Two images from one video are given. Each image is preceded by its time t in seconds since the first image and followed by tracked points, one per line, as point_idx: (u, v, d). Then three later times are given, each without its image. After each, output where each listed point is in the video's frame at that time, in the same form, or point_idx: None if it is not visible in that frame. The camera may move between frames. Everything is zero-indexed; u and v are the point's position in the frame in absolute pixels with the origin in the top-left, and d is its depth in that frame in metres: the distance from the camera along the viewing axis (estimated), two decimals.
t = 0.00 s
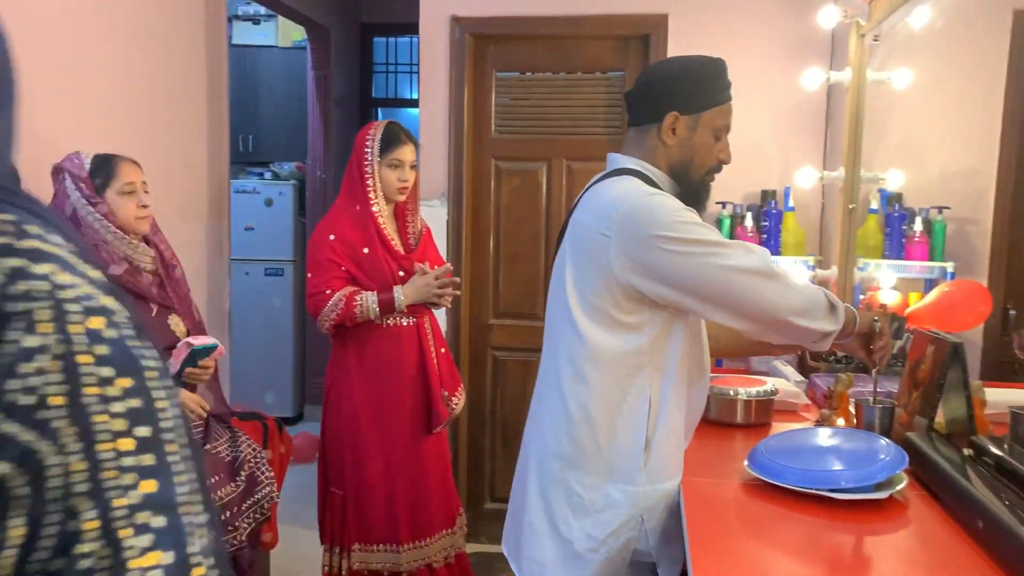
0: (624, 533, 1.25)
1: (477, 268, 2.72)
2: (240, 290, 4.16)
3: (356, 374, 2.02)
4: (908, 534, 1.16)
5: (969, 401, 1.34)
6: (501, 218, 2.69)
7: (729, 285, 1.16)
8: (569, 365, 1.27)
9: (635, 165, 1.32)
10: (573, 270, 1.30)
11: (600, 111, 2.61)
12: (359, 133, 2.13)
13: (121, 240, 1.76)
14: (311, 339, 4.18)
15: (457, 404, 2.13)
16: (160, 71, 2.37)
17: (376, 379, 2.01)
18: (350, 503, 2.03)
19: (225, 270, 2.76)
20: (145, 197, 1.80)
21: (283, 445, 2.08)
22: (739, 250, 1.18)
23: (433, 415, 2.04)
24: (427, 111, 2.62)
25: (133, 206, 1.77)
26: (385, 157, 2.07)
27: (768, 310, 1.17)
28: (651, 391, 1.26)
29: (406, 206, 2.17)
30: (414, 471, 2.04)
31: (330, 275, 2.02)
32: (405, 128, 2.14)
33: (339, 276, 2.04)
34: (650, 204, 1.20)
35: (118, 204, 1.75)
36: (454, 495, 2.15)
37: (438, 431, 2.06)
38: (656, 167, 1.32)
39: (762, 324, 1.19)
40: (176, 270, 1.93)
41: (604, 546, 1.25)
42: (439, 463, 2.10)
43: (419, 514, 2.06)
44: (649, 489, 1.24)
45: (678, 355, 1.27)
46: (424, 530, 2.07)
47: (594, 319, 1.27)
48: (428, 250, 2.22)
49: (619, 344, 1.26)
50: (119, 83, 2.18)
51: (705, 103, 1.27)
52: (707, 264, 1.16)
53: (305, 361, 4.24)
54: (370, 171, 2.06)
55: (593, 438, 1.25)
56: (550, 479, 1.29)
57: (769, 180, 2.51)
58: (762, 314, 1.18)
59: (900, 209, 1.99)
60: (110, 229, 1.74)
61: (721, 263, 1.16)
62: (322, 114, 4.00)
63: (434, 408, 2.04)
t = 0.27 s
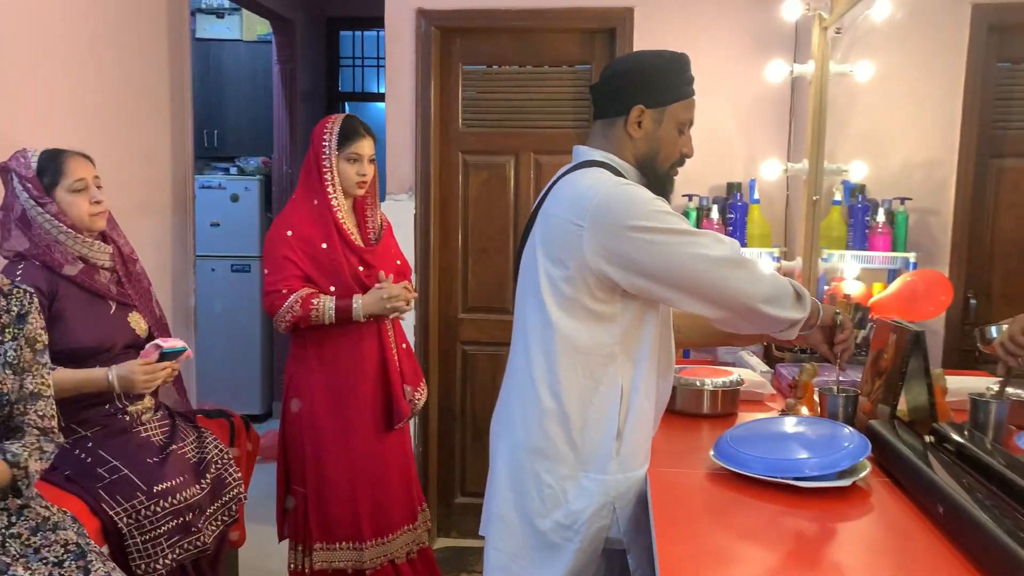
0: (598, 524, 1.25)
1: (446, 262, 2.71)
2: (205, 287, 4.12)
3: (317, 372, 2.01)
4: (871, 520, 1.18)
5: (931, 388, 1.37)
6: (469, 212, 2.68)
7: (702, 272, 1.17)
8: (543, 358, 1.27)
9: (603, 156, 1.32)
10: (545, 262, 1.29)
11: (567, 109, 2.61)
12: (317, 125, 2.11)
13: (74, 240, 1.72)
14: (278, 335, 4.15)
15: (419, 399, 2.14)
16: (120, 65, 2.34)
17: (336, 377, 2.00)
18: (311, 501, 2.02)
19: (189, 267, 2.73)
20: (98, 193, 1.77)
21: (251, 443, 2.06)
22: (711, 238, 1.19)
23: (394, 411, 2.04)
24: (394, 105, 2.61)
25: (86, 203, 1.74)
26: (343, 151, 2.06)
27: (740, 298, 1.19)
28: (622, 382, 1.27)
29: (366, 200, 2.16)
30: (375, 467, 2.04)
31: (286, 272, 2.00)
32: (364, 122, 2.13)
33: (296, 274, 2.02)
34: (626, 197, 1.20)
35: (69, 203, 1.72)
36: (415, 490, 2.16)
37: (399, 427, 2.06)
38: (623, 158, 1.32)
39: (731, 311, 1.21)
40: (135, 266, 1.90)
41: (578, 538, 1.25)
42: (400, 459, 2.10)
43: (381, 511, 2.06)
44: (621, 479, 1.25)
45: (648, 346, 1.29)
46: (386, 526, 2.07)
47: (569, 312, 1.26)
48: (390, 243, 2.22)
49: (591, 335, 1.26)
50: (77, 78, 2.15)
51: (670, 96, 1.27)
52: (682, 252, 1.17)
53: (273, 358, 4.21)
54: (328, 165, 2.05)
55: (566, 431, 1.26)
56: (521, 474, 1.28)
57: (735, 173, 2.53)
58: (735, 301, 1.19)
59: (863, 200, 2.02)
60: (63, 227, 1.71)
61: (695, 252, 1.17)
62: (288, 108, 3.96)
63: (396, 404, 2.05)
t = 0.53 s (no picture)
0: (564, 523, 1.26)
1: (423, 256, 2.70)
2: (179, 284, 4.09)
3: (288, 369, 2.00)
4: (848, 506, 1.19)
5: (903, 375, 1.39)
6: (446, 205, 2.68)
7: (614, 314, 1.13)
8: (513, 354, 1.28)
9: (577, 148, 1.32)
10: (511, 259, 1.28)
11: (542, 96, 2.61)
12: (284, 119, 2.09)
13: (38, 239, 1.70)
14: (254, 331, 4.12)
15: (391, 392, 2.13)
16: (89, 58, 2.31)
17: (307, 374, 1.99)
18: (285, 497, 2.02)
19: (163, 262, 2.70)
20: (60, 193, 1.74)
21: (227, 439, 2.05)
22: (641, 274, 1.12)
23: (364, 406, 2.03)
24: (369, 98, 2.59)
25: (46, 202, 1.71)
26: (311, 145, 2.05)
27: (654, 343, 1.13)
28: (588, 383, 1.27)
29: (335, 193, 2.15)
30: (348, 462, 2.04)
31: (254, 271, 1.98)
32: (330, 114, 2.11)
33: (263, 270, 2.00)
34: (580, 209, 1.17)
35: (30, 203, 1.70)
36: (389, 483, 2.16)
37: (370, 421, 2.06)
38: (598, 151, 1.32)
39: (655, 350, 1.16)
40: (108, 263, 1.88)
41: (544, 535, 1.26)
42: (373, 452, 2.10)
43: (354, 505, 2.05)
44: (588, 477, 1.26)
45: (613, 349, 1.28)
46: (359, 520, 2.07)
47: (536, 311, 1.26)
48: (361, 237, 2.21)
49: (558, 335, 1.26)
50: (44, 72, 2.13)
51: (648, 88, 1.27)
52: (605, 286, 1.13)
53: (249, 354, 4.18)
54: (296, 159, 2.03)
55: (532, 430, 1.26)
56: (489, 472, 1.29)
57: (710, 165, 2.54)
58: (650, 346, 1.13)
59: (837, 191, 2.03)
60: (24, 226, 1.69)
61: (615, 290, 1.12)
62: (262, 103, 3.93)
63: (365, 395, 2.03)
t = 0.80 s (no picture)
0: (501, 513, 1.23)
1: (402, 245, 2.69)
2: (156, 277, 4.04)
3: (271, 357, 1.99)
4: (829, 488, 1.20)
5: (882, 356, 1.40)
6: (424, 194, 2.66)
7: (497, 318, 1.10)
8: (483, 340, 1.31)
9: (560, 135, 1.31)
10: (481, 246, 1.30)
11: (521, 83, 2.60)
12: (262, 108, 2.08)
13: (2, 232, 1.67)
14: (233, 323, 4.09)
15: (376, 380, 2.12)
16: (58, 47, 2.27)
17: (290, 362, 1.98)
18: (267, 487, 2.00)
19: (140, 254, 2.67)
20: (17, 185, 1.69)
21: (206, 432, 2.03)
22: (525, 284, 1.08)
23: (348, 393, 2.02)
24: (345, 87, 2.57)
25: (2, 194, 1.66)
26: (287, 132, 2.03)
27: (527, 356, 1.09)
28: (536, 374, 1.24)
29: (315, 179, 2.13)
30: (330, 451, 2.03)
31: (233, 260, 1.97)
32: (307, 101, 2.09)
33: (240, 257, 1.99)
34: (512, 199, 1.14)
35: None
36: (373, 473, 2.14)
37: (354, 409, 2.04)
38: (583, 136, 1.32)
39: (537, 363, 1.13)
40: (83, 255, 1.85)
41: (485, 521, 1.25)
42: (357, 441, 2.09)
43: (337, 494, 2.04)
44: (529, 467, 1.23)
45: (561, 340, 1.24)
46: (342, 509, 2.05)
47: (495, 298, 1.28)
48: (343, 225, 2.19)
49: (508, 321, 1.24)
50: (14, 60, 2.10)
51: (637, 72, 1.27)
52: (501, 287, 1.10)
53: (228, 346, 4.15)
54: (273, 147, 2.02)
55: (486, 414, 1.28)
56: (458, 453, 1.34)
57: (689, 151, 2.54)
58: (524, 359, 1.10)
59: (815, 175, 2.04)
60: None
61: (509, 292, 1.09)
62: (237, 93, 3.89)
63: (350, 385, 2.02)
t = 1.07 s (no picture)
0: (463, 503, 1.20)
1: (376, 233, 2.66)
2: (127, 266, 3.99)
3: (251, 343, 1.95)
4: (807, 470, 1.20)
5: (858, 339, 1.41)
6: (399, 181, 2.64)
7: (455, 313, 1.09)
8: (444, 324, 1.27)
9: (531, 121, 1.30)
10: (440, 228, 1.26)
11: (496, 66, 2.58)
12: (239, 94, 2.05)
13: None
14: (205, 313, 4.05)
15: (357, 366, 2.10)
16: (21, 33, 2.22)
17: (270, 348, 1.95)
18: (248, 474, 1.97)
19: (109, 243, 2.63)
20: None
21: (178, 422, 2.01)
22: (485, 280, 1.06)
23: (331, 380, 2.00)
24: (316, 72, 2.54)
25: None
26: (267, 117, 2.01)
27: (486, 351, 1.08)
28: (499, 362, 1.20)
29: (295, 165, 2.10)
30: (311, 438, 2.00)
31: (212, 245, 1.94)
32: (287, 87, 2.07)
33: (219, 242, 1.96)
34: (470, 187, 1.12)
35: None
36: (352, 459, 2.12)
37: (336, 396, 2.02)
38: (552, 120, 1.31)
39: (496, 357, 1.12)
40: (46, 246, 1.81)
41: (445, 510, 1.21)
42: (338, 427, 2.07)
43: (319, 481, 2.02)
44: (492, 456, 1.19)
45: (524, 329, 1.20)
46: (324, 496, 2.04)
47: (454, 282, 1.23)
48: (323, 211, 2.16)
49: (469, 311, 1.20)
50: None
51: (610, 55, 1.26)
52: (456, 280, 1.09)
53: (201, 336, 4.11)
54: (252, 132, 1.99)
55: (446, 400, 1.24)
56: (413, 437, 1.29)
57: (664, 136, 2.54)
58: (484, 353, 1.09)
59: (789, 159, 2.05)
60: None
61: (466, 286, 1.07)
62: (207, 79, 3.84)
63: (331, 371, 2.00)
